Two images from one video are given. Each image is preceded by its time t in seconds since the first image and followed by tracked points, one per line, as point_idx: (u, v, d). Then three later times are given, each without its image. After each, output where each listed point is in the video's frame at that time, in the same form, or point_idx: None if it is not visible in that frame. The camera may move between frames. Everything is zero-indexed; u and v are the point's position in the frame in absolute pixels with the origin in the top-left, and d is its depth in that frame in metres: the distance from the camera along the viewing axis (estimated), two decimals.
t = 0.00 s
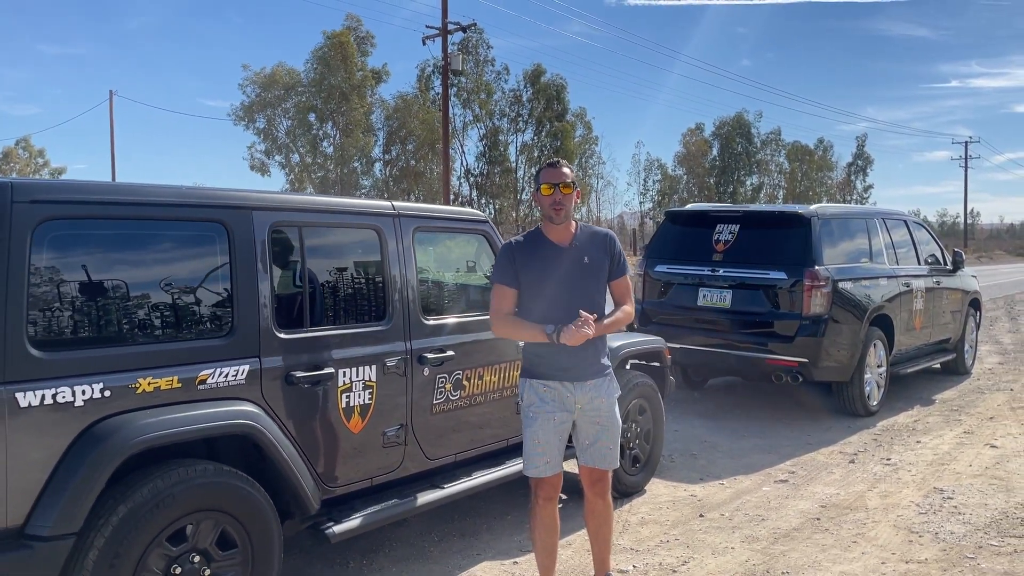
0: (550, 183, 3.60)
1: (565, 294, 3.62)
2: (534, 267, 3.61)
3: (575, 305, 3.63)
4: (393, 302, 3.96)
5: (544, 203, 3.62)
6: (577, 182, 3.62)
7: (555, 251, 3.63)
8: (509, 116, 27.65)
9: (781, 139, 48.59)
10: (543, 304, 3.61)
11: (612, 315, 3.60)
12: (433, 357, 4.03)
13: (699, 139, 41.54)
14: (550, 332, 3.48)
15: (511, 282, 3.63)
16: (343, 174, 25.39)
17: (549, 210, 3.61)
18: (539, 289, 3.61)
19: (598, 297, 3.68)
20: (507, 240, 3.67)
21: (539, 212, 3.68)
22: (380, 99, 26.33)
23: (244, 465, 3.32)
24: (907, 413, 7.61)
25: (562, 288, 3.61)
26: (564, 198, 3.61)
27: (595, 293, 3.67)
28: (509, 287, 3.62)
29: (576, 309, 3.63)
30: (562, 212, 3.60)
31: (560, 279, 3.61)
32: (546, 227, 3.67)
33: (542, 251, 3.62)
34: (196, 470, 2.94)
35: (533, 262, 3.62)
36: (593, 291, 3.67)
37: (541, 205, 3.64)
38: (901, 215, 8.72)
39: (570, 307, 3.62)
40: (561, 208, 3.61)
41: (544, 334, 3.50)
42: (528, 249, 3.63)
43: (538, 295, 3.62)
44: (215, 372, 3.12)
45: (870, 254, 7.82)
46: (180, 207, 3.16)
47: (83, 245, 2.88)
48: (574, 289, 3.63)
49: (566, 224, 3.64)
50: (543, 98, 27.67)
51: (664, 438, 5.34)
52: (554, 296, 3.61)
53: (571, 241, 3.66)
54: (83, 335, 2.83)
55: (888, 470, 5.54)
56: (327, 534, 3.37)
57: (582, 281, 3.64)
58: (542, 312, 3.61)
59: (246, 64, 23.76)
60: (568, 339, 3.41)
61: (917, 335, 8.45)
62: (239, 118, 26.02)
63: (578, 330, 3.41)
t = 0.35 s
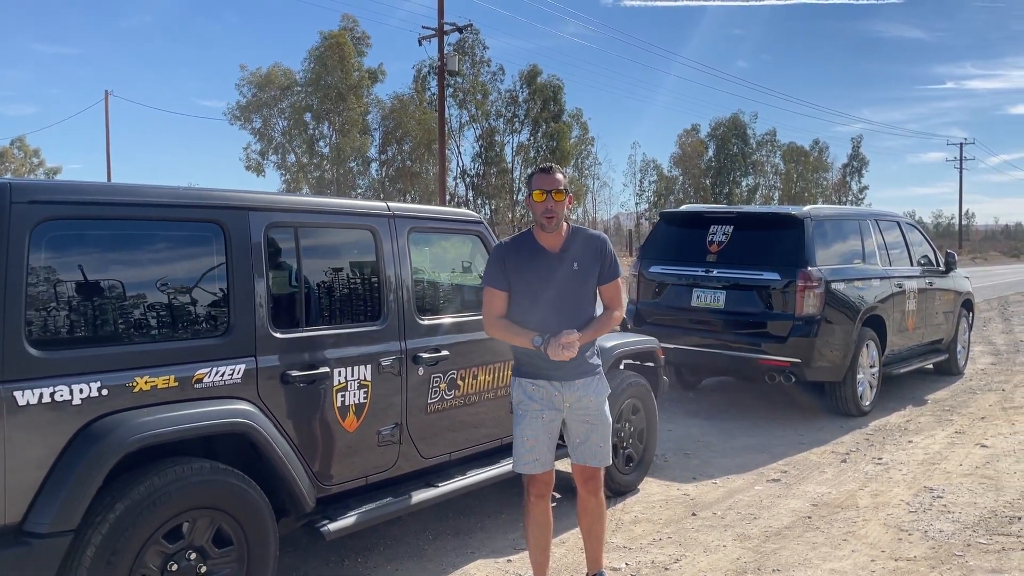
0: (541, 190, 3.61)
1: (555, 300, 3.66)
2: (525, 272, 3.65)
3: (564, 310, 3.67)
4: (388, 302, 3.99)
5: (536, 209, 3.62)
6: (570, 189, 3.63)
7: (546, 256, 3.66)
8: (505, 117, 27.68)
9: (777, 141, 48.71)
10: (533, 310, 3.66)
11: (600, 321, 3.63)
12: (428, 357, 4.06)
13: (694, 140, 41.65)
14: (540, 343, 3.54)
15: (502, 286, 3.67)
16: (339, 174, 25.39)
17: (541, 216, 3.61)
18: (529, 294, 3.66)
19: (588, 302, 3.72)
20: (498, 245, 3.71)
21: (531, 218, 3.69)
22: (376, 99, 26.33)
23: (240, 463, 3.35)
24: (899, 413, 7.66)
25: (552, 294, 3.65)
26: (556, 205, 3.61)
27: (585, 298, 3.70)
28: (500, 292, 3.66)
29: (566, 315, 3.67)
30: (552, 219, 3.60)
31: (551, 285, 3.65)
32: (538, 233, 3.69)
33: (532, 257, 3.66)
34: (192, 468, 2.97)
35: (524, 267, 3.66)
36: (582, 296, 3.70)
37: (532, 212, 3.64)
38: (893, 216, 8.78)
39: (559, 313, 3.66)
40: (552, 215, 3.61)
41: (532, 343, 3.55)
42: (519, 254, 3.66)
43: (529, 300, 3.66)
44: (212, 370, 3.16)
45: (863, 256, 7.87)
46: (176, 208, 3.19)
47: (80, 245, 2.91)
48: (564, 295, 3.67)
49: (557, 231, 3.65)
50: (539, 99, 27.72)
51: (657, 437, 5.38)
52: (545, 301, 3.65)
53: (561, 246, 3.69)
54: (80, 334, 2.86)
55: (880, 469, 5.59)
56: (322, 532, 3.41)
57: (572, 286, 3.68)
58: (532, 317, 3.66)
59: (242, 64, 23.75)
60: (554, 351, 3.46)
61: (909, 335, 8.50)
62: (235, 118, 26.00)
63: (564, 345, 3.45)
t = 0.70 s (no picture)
0: (521, 186, 3.68)
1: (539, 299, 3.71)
2: (509, 272, 3.70)
3: (548, 308, 3.72)
4: (380, 301, 4.05)
5: (516, 206, 3.70)
6: (549, 185, 3.70)
7: (529, 255, 3.72)
8: (499, 117, 27.74)
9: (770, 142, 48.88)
10: (518, 309, 3.71)
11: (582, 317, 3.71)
12: (418, 354, 4.11)
13: (688, 141, 41.79)
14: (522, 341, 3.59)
15: (488, 289, 3.72)
16: (333, 174, 25.41)
17: (521, 213, 3.68)
18: (514, 294, 3.71)
19: (571, 299, 3.78)
20: (482, 246, 3.75)
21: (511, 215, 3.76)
22: (370, 99, 26.36)
23: (231, 459, 3.40)
24: (887, 412, 7.74)
25: (536, 293, 3.71)
26: (535, 201, 3.68)
27: (568, 295, 3.77)
28: (485, 293, 3.71)
29: (550, 312, 3.73)
30: (533, 214, 3.67)
31: (535, 283, 3.71)
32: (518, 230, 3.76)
33: (516, 257, 3.71)
34: (183, 462, 3.02)
35: (508, 267, 3.71)
36: (565, 293, 3.77)
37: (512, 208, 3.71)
38: (882, 218, 8.86)
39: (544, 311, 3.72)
40: (533, 211, 3.68)
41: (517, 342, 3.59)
42: (502, 254, 3.71)
43: (514, 300, 3.71)
44: (204, 367, 3.20)
45: (851, 256, 7.95)
46: (169, 207, 3.24)
47: (73, 243, 2.95)
48: (547, 293, 3.72)
49: (538, 227, 3.72)
50: (534, 100, 27.79)
51: (646, 435, 5.44)
52: (529, 300, 3.71)
53: (543, 243, 3.76)
54: (73, 331, 2.91)
55: (865, 467, 5.65)
56: (312, 526, 3.46)
57: (556, 284, 3.74)
58: (517, 316, 3.71)
59: (236, 64, 23.76)
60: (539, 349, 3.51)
61: (897, 335, 8.58)
62: (229, 117, 25.99)
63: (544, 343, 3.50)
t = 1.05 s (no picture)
0: (506, 187, 3.72)
1: (519, 298, 3.74)
2: (488, 273, 3.74)
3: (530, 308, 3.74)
4: (371, 299, 4.10)
5: (502, 207, 3.72)
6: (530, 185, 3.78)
7: (509, 256, 3.77)
8: (492, 118, 27.81)
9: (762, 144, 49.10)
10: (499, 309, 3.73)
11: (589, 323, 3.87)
12: (409, 352, 4.17)
13: (681, 142, 41.95)
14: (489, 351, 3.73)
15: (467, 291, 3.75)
16: (325, 174, 25.42)
17: (509, 214, 3.72)
18: (494, 294, 3.74)
19: (554, 297, 3.81)
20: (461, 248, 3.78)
21: (495, 217, 3.78)
22: (363, 99, 26.39)
23: (223, 453, 3.46)
24: (873, 411, 7.82)
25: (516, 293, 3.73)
26: (521, 202, 3.74)
27: (549, 294, 3.79)
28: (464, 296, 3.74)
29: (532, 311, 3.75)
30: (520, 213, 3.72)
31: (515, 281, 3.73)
32: (502, 230, 3.79)
33: (496, 257, 3.75)
34: (176, 457, 3.07)
35: (488, 269, 3.74)
36: (545, 291, 3.79)
37: (498, 210, 3.74)
38: (870, 219, 8.96)
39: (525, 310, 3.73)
40: (519, 210, 3.74)
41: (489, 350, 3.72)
42: (482, 256, 3.75)
43: (494, 300, 3.74)
44: (197, 363, 3.26)
45: (838, 258, 8.04)
46: (162, 205, 3.29)
47: (67, 242, 3.00)
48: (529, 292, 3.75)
49: (522, 227, 3.79)
50: (527, 100, 27.86)
51: (633, 432, 5.51)
52: (510, 299, 3.73)
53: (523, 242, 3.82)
54: (67, 328, 2.95)
55: (849, 465, 5.64)
56: (303, 520, 3.52)
57: (536, 283, 3.76)
58: (498, 316, 3.74)
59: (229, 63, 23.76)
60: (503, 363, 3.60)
61: (884, 336, 8.68)
62: (222, 117, 25.98)
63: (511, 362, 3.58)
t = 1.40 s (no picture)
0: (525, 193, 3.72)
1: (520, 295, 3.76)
2: (490, 269, 3.73)
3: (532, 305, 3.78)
4: (360, 298, 4.13)
5: (520, 211, 3.72)
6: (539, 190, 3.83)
7: (511, 255, 3.78)
8: (482, 118, 27.84)
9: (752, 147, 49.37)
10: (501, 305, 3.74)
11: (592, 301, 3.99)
12: (397, 351, 4.20)
13: (670, 144, 42.11)
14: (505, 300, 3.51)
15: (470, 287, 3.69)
16: (315, 174, 25.36)
17: (526, 218, 3.74)
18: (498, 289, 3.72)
19: (556, 296, 3.87)
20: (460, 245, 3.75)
21: (507, 219, 3.75)
22: (353, 99, 26.37)
23: (212, 451, 3.48)
24: (858, 412, 7.89)
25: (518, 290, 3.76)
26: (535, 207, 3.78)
27: (549, 293, 3.85)
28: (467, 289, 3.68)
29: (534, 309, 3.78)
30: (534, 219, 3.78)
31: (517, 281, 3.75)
32: (511, 232, 3.80)
33: (497, 253, 3.75)
34: (165, 454, 3.09)
35: (490, 264, 3.74)
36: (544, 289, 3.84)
37: (514, 213, 3.73)
38: (855, 222, 9.04)
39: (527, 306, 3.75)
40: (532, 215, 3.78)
41: (501, 301, 3.52)
42: (484, 255, 3.74)
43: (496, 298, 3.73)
44: (185, 360, 3.28)
45: (824, 260, 8.12)
46: (151, 204, 3.30)
47: (56, 239, 3.02)
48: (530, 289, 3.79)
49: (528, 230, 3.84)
50: (517, 101, 27.90)
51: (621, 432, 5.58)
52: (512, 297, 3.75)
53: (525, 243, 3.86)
54: (54, 326, 2.97)
55: (833, 464, 5.63)
56: (291, 517, 3.54)
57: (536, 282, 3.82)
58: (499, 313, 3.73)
59: (218, 62, 23.71)
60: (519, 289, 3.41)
61: (869, 337, 8.76)
62: (211, 116, 25.90)
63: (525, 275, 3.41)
